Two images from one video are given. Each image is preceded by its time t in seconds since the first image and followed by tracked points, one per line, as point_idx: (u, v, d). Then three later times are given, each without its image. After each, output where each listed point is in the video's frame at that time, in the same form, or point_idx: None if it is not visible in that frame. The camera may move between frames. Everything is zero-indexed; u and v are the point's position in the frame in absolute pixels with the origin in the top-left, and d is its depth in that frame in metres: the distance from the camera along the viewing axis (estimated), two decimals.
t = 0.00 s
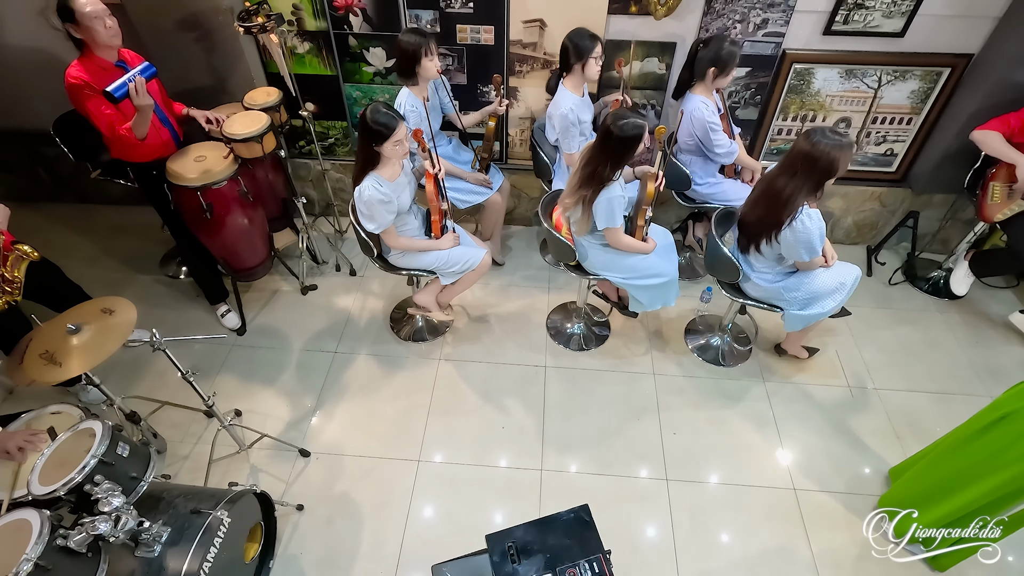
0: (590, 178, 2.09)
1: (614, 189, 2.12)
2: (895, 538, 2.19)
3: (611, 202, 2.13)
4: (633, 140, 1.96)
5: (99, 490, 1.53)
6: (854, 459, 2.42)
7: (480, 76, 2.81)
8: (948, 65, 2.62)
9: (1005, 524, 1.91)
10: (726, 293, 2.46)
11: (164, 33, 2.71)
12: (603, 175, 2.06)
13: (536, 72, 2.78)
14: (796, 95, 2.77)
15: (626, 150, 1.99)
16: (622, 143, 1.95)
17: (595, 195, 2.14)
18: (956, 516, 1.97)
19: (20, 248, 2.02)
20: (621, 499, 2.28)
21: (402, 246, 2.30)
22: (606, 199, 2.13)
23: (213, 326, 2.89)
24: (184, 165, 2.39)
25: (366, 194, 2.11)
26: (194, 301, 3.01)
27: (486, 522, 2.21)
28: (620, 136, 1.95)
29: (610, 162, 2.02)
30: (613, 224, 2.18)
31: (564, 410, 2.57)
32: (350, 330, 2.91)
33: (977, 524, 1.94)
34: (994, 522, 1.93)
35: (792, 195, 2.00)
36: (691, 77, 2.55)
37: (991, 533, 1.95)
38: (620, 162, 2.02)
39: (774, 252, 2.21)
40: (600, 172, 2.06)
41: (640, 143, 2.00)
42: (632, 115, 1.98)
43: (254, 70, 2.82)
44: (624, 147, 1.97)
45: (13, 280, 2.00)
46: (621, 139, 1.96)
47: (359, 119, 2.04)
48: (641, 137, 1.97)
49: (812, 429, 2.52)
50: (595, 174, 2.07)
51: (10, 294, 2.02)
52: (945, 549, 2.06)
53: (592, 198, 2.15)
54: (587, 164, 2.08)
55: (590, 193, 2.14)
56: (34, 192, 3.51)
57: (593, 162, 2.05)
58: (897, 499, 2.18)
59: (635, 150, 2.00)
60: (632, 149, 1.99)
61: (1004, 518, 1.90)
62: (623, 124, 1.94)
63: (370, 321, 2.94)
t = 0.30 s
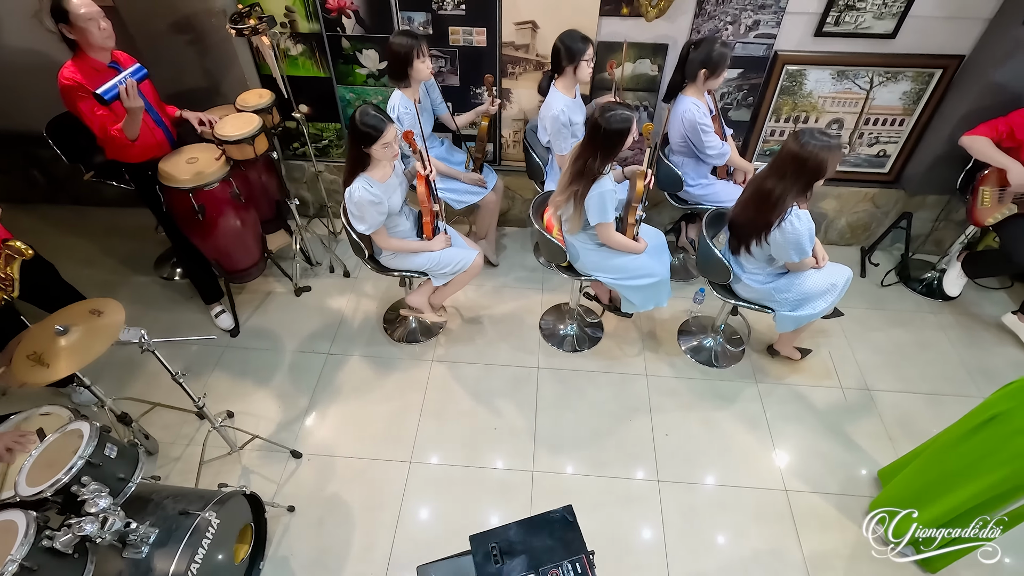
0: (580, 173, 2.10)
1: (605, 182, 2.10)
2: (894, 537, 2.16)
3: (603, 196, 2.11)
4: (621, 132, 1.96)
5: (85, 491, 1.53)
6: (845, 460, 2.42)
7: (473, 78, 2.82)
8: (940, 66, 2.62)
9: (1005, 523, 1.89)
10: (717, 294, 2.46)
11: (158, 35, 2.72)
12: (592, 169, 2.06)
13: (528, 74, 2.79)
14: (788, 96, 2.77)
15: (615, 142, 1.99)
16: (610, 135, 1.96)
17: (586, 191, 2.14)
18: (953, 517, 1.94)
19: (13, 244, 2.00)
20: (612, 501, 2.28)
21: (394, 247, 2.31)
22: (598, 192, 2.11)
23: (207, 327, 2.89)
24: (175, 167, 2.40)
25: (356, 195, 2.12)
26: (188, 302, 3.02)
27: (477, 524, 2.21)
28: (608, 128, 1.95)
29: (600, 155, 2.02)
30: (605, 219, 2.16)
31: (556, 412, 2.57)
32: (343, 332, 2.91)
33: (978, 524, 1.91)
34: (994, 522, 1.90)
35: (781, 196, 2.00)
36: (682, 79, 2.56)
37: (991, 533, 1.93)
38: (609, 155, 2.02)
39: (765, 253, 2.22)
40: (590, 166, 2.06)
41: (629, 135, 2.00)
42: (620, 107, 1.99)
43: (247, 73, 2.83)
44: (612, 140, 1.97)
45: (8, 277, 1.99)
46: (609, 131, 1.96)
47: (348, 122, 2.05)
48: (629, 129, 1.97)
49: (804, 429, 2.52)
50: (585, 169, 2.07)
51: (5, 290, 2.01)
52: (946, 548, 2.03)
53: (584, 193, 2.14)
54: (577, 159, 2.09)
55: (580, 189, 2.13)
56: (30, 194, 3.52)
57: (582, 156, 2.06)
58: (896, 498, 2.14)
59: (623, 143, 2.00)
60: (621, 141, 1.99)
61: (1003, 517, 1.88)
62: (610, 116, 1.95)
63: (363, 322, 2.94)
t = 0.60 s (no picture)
0: (568, 170, 2.10)
1: (593, 181, 2.11)
2: (893, 537, 2.12)
3: (591, 194, 2.12)
4: (608, 128, 1.97)
5: (69, 491, 1.53)
6: (835, 462, 2.41)
7: (464, 79, 2.82)
8: (931, 68, 2.62)
9: (1005, 522, 1.89)
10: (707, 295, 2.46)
11: (150, 36, 2.73)
12: (580, 165, 2.07)
13: (520, 75, 2.79)
14: (780, 98, 2.78)
15: (601, 140, 1.99)
16: (597, 133, 1.96)
17: (574, 188, 2.14)
18: (947, 518, 1.93)
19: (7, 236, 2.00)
20: (602, 502, 2.28)
21: (384, 246, 2.31)
22: (586, 189, 2.12)
23: (199, 327, 2.90)
24: (166, 167, 2.41)
25: (346, 193, 2.12)
26: (180, 302, 3.02)
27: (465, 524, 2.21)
28: (595, 123, 1.96)
29: (587, 153, 2.03)
30: (594, 218, 2.17)
31: (547, 412, 2.58)
32: (335, 332, 2.92)
33: (978, 524, 1.90)
34: (994, 522, 1.89)
35: (768, 197, 2.00)
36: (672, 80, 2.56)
37: (991, 532, 1.92)
38: (596, 152, 2.03)
39: (753, 254, 2.22)
40: (577, 163, 2.07)
41: (615, 133, 2.01)
42: (606, 103, 2.00)
43: (240, 74, 2.84)
44: (599, 135, 1.98)
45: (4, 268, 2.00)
46: (595, 129, 1.97)
47: (338, 120, 2.05)
48: (616, 126, 1.98)
49: (794, 430, 2.53)
50: (573, 166, 2.08)
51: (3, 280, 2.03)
52: (945, 548, 2.01)
53: (573, 189, 2.14)
54: (565, 156, 2.09)
55: (568, 186, 2.14)
56: (25, 194, 3.53)
57: (570, 153, 2.07)
58: (897, 498, 2.08)
59: (609, 141, 2.01)
60: (608, 137, 1.99)
61: (1003, 517, 1.87)
62: (596, 112, 1.96)
63: (355, 323, 2.94)
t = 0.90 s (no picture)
0: (556, 170, 2.11)
1: (582, 181, 2.11)
2: (893, 537, 2.07)
3: (580, 195, 2.12)
4: (595, 128, 1.97)
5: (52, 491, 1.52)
6: (825, 464, 2.41)
7: (455, 81, 2.83)
8: (920, 70, 2.63)
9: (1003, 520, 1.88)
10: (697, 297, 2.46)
11: (141, 38, 2.73)
12: (567, 165, 2.07)
13: (511, 76, 2.80)
14: (770, 99, 2.78)
15: (588, 141, 2.00)
16: (584, 133, 1.97)
17: (562, 189, 2.14)
18: (937, 519, 1.92)
19: None
20: (591, 503, 2.28)
21: (373, 246, 2.31)
22: (574, 190, 2.12)
23: (190, 328, 2.90)
24: (156, 169, 2.41)
25: (336, 191, 2.12)
26: (172, 304, 3.03)
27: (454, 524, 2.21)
28: (582, 124, 1.96)
29: (574, 154, 2.03)
30: (582, 219, 2.17)
31: (537, 413, 2.58)
32: (327, 332, 2.92)
33: (978, 524, 1.88)
34: (993, 521, 1.88)
35: (755, 198, 2.01)
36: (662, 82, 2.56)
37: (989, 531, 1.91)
38: (583, 152, 2.03)
39: (741, 255, 2.23)
40: (565, 163, 2.07)
41: (602, 134, 2.01)
42: (593, 103, 2.01)
43: (231, 75, 2.84)
44: (587, 136, 1.99)
45: None
46: (582, 129, 1.97)
47: (328, 118, 2.06)
48: (602, 126, 1.98)
49: (784, 431, 2.53)
50: (561, 167, 2.08)
51: None
52: (944, 548, 1.97)
53: (561, 190, 2.14)
54: (553, 157, 2.10)
55: (556, 187, 2.14)
56: (18, 196, 3.53)
57: (558, 153, 2.07)
58: (895, 497, 2.03)
59: (597, 142, 2.01)
60: (596, 137, 2.00)
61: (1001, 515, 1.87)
62: (582, 113, 1.96)
63: (346, 324, 2.95)
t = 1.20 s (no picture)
0: (543, 172, 2.11)
1: (570, 183, 2.11)
2: (893, 537, 2.02)
3: (567, 197, 2.12)
4: (581, 130, 1.98)
5: (36, 492, 1.52)
6: (814, 465, 2.41)
7: (446, 83, 2.84)
8: (910, 72, 2.64)
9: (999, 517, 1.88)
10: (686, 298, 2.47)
11: (133, 40, 2.74)
12: (555, 168, 2.08)
13: (501, 78, 2.80)
14: (760, 101, 2.79)
15: (575, 143, 2.00)
16: (570, 135, 1.97)
17: (550, 191, 2.15)
18: (924, 517, 1.92)
19: None
20: (580, 504, 2.28)
21: (363, 246, 2.31)
22: (562, 193, 2.12)
23: (182, 330, 2.90)
24: (146, 171, 2.42)
25: (326, 190, 2.13)
26: (164, 305, 3.03)
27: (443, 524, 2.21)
28: (568, 126, 1.97)
29: (561, 156, 2.04)
30: (571, 221, 2.17)
31: (527, 414, 2.58)
32: (318, 333, 2.92)
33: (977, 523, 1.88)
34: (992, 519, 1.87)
35: (742, 200, 2.01)
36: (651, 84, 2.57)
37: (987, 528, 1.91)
38: (570, 155, 2.04)
39: (729, 256, 2.23)
40: (552, 167, 2.08)
41: (589, 135, 2.02)
42: (579, 106, 2.02)
43: (223, 77, 2.85)
44: (574, 138, 1.99)
45: None
46: (568, 131, 1.98)
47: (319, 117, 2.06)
48: (589, 128, 1.99)
49: (773, 432, 2.53)
50: (548, 169, 2.09)
51: None
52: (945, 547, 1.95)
53: (549, 193, 2.15)
54: (540, 159, 2.10)
55: (544, 189, 2.15)
56: (12, 198, 3.54)
57: (545, 156, 2.08)
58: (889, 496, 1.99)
59: (584, 144, 2.02)
60: (582, 139, 2.01)
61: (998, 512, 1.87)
62: (568, 116, 1.97)
63: (337, 325, 2.95)
